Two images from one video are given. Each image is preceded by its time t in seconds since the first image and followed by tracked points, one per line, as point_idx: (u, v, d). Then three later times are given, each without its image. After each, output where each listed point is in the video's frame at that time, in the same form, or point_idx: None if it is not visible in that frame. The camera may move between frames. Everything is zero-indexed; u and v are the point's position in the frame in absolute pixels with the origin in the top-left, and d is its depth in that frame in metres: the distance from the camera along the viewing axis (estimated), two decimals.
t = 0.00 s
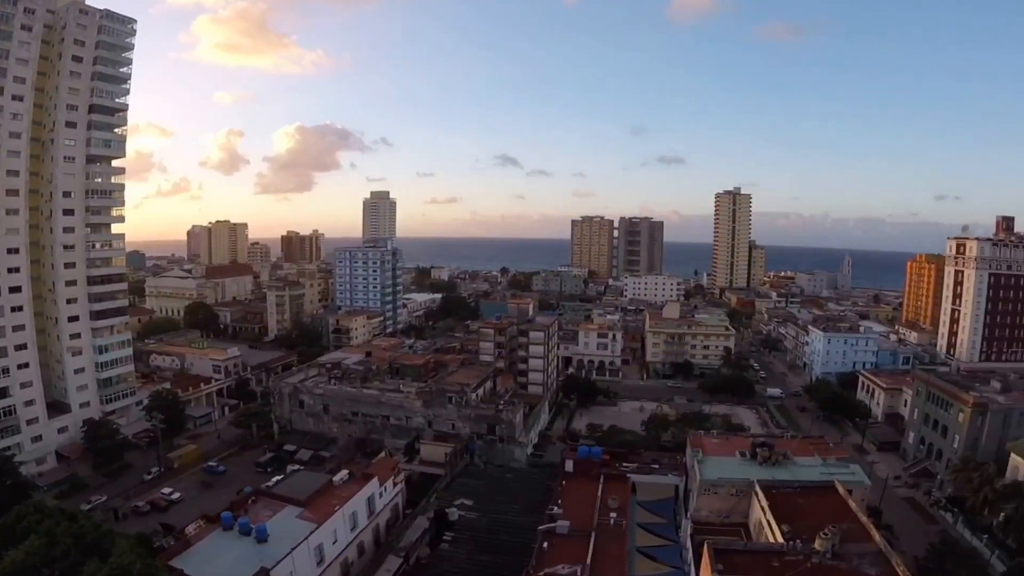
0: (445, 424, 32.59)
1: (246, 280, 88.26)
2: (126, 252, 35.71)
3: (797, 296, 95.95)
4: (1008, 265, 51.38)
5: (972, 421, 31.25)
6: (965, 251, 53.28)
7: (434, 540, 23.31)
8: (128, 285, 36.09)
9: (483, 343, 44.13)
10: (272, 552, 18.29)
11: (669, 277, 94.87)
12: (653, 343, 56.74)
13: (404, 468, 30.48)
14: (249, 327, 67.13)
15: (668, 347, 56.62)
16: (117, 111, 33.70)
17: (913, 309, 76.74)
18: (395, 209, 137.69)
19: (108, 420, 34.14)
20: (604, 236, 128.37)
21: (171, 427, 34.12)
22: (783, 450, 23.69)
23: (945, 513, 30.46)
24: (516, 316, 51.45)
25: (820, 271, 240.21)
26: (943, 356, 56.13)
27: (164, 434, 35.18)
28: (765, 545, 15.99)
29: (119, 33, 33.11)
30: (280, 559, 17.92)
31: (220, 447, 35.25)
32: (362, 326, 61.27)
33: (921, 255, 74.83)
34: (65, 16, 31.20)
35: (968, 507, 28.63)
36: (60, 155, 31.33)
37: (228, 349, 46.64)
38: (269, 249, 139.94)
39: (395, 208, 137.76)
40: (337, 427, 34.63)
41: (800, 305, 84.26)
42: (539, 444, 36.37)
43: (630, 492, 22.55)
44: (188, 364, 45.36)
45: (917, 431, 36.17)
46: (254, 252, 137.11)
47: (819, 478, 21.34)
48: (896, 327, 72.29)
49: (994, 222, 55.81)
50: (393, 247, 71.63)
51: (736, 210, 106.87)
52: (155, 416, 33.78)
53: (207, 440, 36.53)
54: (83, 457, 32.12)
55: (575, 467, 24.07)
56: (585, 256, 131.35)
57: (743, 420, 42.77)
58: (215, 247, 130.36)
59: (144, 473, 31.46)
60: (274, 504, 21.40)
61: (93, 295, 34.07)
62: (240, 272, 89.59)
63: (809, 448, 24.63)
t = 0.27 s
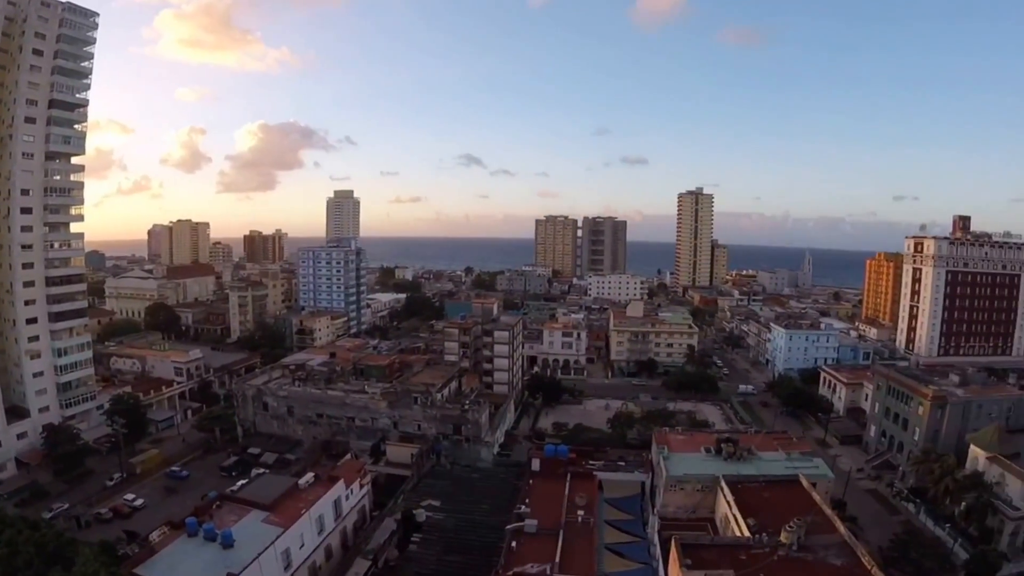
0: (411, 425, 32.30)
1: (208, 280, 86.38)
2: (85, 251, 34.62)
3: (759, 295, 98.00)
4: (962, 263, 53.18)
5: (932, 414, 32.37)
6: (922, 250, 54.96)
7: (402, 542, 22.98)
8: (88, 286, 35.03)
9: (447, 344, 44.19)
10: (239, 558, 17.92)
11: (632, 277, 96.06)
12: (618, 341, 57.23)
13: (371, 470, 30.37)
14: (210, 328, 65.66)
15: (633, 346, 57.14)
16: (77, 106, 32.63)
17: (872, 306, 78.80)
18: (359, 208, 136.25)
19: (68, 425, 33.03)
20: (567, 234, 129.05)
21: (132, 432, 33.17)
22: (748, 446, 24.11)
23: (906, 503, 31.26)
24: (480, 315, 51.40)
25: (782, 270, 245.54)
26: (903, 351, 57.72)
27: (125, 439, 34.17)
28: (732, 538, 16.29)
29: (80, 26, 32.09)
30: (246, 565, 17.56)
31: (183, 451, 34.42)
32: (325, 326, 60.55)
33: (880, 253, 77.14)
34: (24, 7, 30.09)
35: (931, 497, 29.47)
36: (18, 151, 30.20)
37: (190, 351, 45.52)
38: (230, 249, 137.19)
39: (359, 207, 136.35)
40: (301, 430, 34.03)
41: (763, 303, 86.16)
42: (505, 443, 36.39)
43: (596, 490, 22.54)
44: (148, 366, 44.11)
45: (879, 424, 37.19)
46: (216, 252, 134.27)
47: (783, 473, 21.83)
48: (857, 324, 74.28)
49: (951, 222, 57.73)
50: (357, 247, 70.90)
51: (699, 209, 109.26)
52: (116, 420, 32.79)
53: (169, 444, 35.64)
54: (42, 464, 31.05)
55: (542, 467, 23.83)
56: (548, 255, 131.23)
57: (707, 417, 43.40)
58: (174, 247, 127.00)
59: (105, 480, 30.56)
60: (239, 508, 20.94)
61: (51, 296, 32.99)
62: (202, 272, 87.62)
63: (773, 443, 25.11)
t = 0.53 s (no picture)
0: (377, 425, 31.89)
1: (170, 281, 84.69)
2: (44, 251, 33.60)
3: (723, 292, 99.66)
4: (922, 260, 54.56)
5: (894, 407, 33.24)
6: (884, 248, 56.27)
7: (370, 544, 22.65)
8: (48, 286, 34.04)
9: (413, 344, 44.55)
10: (205, 564, 17.60)
11: (597, 275, 96.86)
12: (583, 340, 57.58)
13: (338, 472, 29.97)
14: (172, 330, 64.37)
15: (599, 344, 57.51)
16: (37, 102, 31.61)
17: (834, 304, 80.28)
18: (323, 206, 134.85)
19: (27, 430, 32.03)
20: (531, 232, 129.32)
21: (96, 437, 32.45)
22: (712, 441, 24.48)
23: (871, 496, 31.95)
24: (445, 314, 51.22)
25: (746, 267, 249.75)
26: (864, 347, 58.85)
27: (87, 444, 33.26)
28: (700, 534, 16.62)
29: (41, 18, 31.08)
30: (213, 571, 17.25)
31: (147, 456, 33.66)
32: (290, 327, 59.79)
33: (841, 251, 78.85)
34: None
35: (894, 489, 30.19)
36: None
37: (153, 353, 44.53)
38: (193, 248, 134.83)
39: (324, 205, 134.92)
40: (266, 432, 33.53)
41: (726, 301, 87.46)
42: (471, 443, 36.34)
43: (564, 487, 22.86)
44: (110, 369, 43.20)
45: (842, 418, 38.06)
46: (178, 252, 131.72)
47: (749, 468, 22.15)
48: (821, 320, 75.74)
49: (912, 221, 59.10)
50: (321, 246, 70.16)
51: (663, 208, 110.16)
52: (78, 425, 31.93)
53: (132, 449, 34.85)
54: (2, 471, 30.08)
55: (511, 466, 24.07)
56: (512, 253, 131.59)
57: (673, 414, 43.91)
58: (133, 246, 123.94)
59: (67, 486, 29.75)
60: (205, 513, 20.52)
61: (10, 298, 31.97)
62: (164, 273, 85.84)
63: (739, 439, 25.52)
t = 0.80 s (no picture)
0: (342, 426, 31.52)
1: (132, 281, 82.91)
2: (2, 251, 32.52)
3: (687, 290, 101.12)
4: (883, 257, 56.03)
5: (857, 401, 34.01)
6: (845, 246, 57.65)
7: (338, 546, 22.54)
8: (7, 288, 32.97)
9: (378, 344, 44.77)
10: (171, 570, 17.31)
11: (562, 274, 97.46)
12: (549, 338, 57.92)
13: (304, 474, 29.62)
14: (135, 331, 63.15)
15: (564, 342, 57.86)
16: None
17: (797, 300, 81.94)
18: (288, 205, 133.50)
19: None
20: (496, 231, 130.29)
21: (57, 442, 31.72)
22: (678, 437, 24.81)
23: (835, 489, 32.61)
24: (411, 314, 51.06)
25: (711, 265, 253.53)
26: (826, 343, 60.17)
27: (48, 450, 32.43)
28: (668, 529, 16.86)
29: None
30: None
31: (111, 461, 33.04)
32: (254, 327, 59.07)
33: (803, 249, 80.44)
34: None
35: (858, 482, 30.97)
36: None
37: (115, 356, 43.56)
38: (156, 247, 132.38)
39: (288, 204, 133.57)
40: (231, 434, 32.99)
41: (690, 298, 88.83)
42: (438, 442, 36.32)
43: (532, 485, 22.97)
44: (72, 372, 42.13)
45: (806, 413, 38.87)
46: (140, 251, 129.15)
47: (715, 463, 22.48)
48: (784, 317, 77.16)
49: (873, 220, 60.77)
50: (285, 245, 69.35)
51: (627, 207, 111.97)
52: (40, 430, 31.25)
53: (95, 454, 34.13)
54: None
55: (477, 464, 24.06)
56: (478, 252, 132.56)
57: (639, 411, 44.40)
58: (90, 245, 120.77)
59: (29, 493, 29.01)
60: (170, 518, 20.15)
61: None
62: (126, 273, 84.01)
63: (705, 434, 25.83)
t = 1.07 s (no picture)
0: (309, 428, 31.20)
1: (93, 282, 81.05)
2: None
3: (652, 287, 102.25)
4: (845, 255, 57.35)
5: (822, 396, 34.78)
6: (808, 243, 58.75)
7: (307, 550, 22.37)
8: None
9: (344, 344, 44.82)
10: None
11: (528, 272, 97.92)
12: (515, 336, 58.08)
13: (272, 476, 29.42)
14: (97, 334, 61.86)
15: (530, 340, 57.99)
16: None
17: (763, 297, 83.25)
18: (251, 204, 131.92)
19: None
20: (462, 229, 130.58)
21: (18, 449, 30.86)
22: (645, 434, 25.25)
23: (802, 482, 33.10)
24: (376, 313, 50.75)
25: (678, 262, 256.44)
26: (790, 339, 61.50)
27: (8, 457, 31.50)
28: (638, 525, 17.06)
29: None
30: None
31: (75, 467, 32.33)
32: (218, 328, 58.23)
33: (767, 246, 81.79)
34: None
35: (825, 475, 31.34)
36: None
37: (77, 359, 42.52)
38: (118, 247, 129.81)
39: (252, 203, 132.02)
40: (196, 438, 32.36)
41: (655, 295, 90.01)
42: (405, 442, 36.25)
43: (500, 484, 23.08)
44: (32, 376, 40.80)
45: (771, 408, 39.66)
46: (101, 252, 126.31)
47: (682, 459, 22.90)
48: (750, 313, 78.32)
49: (836, 218, 62.39)
50: (249, 245, 68.44)
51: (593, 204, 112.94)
52: None
53: (57, 460, 33.34)
54: None
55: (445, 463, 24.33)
56: (445, 251, 132.43)
57: (606, 408, 44.87)
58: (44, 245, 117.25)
59: None
60: (136, 524, 19.78)
61: None
62: (86, 275, 82.07)
63: (672, 431, 26.22)
